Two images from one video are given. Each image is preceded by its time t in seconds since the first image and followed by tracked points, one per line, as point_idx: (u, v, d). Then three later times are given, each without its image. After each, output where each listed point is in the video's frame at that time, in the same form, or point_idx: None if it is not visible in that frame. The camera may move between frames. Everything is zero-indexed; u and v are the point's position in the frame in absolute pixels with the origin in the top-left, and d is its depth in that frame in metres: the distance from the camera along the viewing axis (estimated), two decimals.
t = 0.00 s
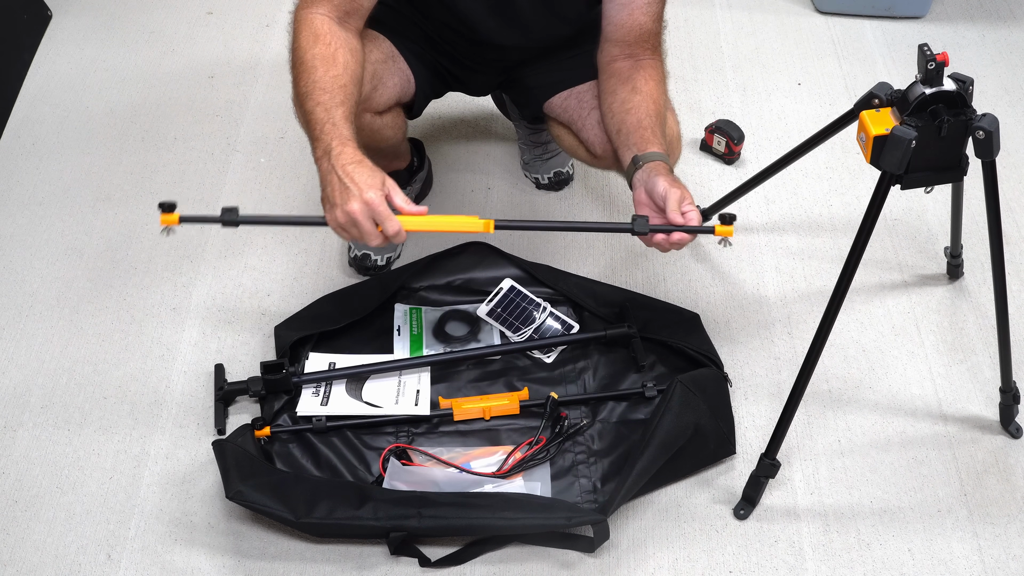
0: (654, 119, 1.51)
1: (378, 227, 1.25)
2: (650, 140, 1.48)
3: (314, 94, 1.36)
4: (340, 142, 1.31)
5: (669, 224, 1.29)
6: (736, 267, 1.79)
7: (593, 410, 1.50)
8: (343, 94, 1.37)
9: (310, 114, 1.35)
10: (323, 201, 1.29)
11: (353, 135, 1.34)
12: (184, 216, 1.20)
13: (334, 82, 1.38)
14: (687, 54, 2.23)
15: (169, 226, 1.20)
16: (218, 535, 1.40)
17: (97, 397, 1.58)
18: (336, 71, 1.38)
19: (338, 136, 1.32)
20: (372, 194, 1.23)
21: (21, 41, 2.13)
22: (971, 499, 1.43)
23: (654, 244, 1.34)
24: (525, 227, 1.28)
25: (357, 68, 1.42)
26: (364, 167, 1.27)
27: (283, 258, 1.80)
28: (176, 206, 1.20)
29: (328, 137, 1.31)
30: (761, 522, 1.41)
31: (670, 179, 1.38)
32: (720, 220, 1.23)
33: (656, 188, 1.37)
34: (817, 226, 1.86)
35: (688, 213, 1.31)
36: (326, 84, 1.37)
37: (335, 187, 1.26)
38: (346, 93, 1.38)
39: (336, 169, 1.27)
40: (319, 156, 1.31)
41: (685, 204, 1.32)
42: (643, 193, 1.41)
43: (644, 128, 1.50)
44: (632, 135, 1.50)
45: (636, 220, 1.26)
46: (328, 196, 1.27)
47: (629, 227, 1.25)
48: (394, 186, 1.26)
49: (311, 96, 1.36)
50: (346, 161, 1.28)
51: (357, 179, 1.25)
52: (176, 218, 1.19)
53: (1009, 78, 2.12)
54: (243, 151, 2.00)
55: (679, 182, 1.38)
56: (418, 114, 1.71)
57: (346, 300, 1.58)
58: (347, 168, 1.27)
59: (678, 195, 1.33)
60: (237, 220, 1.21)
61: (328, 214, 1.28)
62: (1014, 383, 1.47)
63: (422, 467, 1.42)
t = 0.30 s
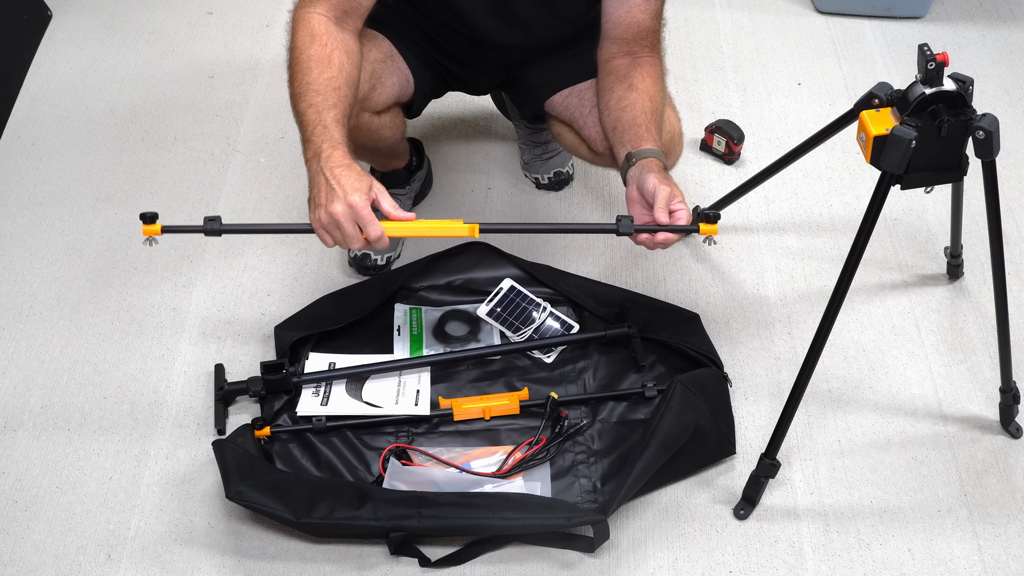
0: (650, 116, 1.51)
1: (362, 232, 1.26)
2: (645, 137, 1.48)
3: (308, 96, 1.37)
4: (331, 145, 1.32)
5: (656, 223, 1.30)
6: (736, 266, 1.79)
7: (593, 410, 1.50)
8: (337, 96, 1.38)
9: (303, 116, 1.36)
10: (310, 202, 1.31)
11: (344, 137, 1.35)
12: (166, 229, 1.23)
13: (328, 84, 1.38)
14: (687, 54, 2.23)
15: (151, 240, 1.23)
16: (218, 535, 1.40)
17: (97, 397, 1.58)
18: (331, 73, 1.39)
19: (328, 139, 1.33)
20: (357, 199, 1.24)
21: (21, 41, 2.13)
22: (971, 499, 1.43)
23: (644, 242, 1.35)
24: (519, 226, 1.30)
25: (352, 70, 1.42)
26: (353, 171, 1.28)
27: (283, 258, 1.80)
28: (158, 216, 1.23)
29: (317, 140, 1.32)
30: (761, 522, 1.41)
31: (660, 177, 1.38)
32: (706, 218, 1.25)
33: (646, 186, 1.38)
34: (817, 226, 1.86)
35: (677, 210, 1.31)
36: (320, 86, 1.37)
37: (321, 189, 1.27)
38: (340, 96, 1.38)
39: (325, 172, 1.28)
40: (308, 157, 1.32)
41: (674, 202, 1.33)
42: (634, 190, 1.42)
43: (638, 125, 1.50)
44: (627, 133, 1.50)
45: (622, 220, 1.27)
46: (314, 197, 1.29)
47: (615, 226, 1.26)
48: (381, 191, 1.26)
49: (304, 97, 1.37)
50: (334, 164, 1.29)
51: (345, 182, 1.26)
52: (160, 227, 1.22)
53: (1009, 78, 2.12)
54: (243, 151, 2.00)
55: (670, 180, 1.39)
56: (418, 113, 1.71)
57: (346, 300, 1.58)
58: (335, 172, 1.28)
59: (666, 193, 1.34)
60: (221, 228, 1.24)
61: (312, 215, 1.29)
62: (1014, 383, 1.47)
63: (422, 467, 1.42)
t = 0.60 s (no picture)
0: (651, 115, 1.51)
1: (365, 224, 1.26)
2: (647, 136, 1.48)
3: (309, 92, 1.36)
4: (334, 139, 1.32)
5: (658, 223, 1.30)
6: (736, 266, 1.79)
7: (593, 410, 1.50)
8: (338, 92, 1.38)
9: (304, 111, 1.36)
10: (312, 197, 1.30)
11: (346, 133, 1.34)
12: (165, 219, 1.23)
13: (330, 80, 1.38)
14: (687, 54, 2.23)
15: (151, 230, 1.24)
16: (219, 535, 1.40)
17: (97, 397, 1.58)
18: (333, 69, 1.39)
19: (330, 134, 1.32)
20: (360, 192, 1.24)
21: (20, 41, 2.13)
22: (971, 499, 1.43)
23: (645, 242, 1.36)
24: (519, 225, 1.29)
25: (353, 66, 1.42)
26: (355, 165, 1.28)
27: (283, 258, 1.80)
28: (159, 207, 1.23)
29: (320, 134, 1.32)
30: (761, 522, 1.41)
31: (663, 176, 1.38)
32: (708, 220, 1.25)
33: (649, 185, 1.38)
34: (817, 226, 1.86)
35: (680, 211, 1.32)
36: (321, 82, 1.37)
37: (324, 184, 1.27)
38: (342, 92, 1.38)
39: (328, 166, 1.28)
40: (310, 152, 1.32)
41: (677, 203, 1.33)
42: (636, 188, 1.42)
43: (640, 124, 1.50)
44: (628, 132, 1.50)
45: (624, 220, 1.27)
46: (317, 191, 1.28)
47: (617, 226, 1.26)
48: (383, 184, 1.26)
49: (306, 93, 1.37)
50: (337, 159, 1.29)
51: (348, 176, 1.26)
52: (161, 219, 1.22)
53: (1009, 78, 2.12)
54: (243, 151, 2.00)
55: (673, 179, 1.39)
56: (417, 113, 1.71)
57: (346, 300, 1.58)
58: (337, 165, 1.27)
59: (669, 193, 1.34)
60: (222, 221, 1.24)
61: (315, 209, 1.29)
62: (1014, 383, 1.47)
63: (422, 467, 1.42)
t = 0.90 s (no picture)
0: (648, 113, 1.51)
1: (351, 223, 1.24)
2: (643, 133, 1.48)
3: (304, 89, 1.36)
4: (325, 137, 1.31)
5: (645, 216, 1.30)
6: (736, 266, 1.79)
7: (593, 411, 1.50)
8: (332, 91, 1.37)
9: (298, 109, 1.35)
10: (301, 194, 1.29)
11: (339, 131, 1.34)
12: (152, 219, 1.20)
13: (325, 78, 1.37)
14: (687, 54, 2.23)
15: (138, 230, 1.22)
16: (219, 535, 1.40)
17: (97, 397, 1.58)
18: (328, 67, 1.38)
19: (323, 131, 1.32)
20: (348, 190, 1.22)
21: (20, 41, 2.13)
22: (971, 499, 1.43)
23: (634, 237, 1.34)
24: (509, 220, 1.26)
25: (349, 66, 1.42)
26: (345, 164, 1.27)
27: (283, 258, 1.80)
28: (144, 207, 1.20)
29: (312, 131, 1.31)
30: (760, 522, 1.41)
31: (655, 173, 1.38)
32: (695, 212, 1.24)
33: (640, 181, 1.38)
34: (817, 226, 1.86)
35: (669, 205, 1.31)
36: (316, 80, 1.37)
37: (313, 180, 1.26)
38: (336, 90, 1.38)
39: (318, 163, 1.27)
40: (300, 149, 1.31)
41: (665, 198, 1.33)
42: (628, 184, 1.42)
43: (637, 122, 1.49)
44: (625, 129, 1.50)
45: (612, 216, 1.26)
46: (306, 188, 1.27)
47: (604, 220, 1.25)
48: (372, 182, 1.25)
49: (300, 89, 1.36)
50: (328, 156, 1.28)
51: (337, 174, 1.25)
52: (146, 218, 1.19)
53: (1010, 78, 2.12)
54: (243, 150, 2.00)
55: (665, 176, 1.38)
56: (416, 113, 1.71)
57: (346, 300, 1.58)
58: (328, 163, 1.26)
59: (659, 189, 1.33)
60: (207, 221, 1.20)
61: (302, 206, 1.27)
62: (1014, 383, 1.47)
63: (422, 467, 1.42)
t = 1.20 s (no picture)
0: (645, 105, 1.51)
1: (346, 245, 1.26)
2: (638, 125, 1.48)
3: (301, 96, 1.36)
4: (318, 153, 1.31)
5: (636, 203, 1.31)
6: (736, 266, 1.79)
7: (593, 410, 1.50)
8: (328, 99, 1.37)
9: (294, 117, 1.36)
10: (295, 206, 1.30)
11: (335, 141, 1.34)
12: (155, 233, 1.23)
13: (321, 85, 1.38)
14: (688, 54, 2.23)
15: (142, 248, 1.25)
16: (219, 535, 1.40)
17: (97, 397, 1.58)
18: (325, 74, 1.38)
19: (317, 143, 1.32)
20: (341, 218, 1.23)
21: (20, 41, 2.13)
22: (971, 499, 1.43)
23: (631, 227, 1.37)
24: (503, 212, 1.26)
25: (346, 72, 1.42)
26: (337, 185, 1.27)
27: (283, 258, 1.80)
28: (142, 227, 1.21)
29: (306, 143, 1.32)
30: (761, 522, 1.41)
31: (647, 164, 1.39)
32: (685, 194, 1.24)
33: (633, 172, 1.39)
34: (817, 226, 1.86)
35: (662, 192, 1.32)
36: (312, 87, 1.37)
37: (307, 195, 1.27)
38: (332, 98, 1.38)
39: (310, 183, 1.28)
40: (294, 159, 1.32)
41: (657, 186, 1.34)
42: (621, 177, 1.43)
43: (633, 114, 1.50)
44: (621, 121, 1.50)
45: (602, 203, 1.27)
46: (299, 203, 1.28)
47: (595, 208, 1.27)
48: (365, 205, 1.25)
49: (297, 97, 1.36)
50: (321, 171, 1.28)
51: (328, 198, 1.25)
52: (146, 238, 1.22)
53: (1010, 78, 2.12)
54: (243, 150, 2.00)
55: (659, 167, 1.39)
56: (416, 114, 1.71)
57: (346, 300, 1.58)
58: (320, 185, 1.27)
59: (651, 179, 1.35)
60: (206, 233, 1.24)
61: (296, 220, 1.28)
62: (1014, 383, 1.47)
63: (422, 467, 1.42)
